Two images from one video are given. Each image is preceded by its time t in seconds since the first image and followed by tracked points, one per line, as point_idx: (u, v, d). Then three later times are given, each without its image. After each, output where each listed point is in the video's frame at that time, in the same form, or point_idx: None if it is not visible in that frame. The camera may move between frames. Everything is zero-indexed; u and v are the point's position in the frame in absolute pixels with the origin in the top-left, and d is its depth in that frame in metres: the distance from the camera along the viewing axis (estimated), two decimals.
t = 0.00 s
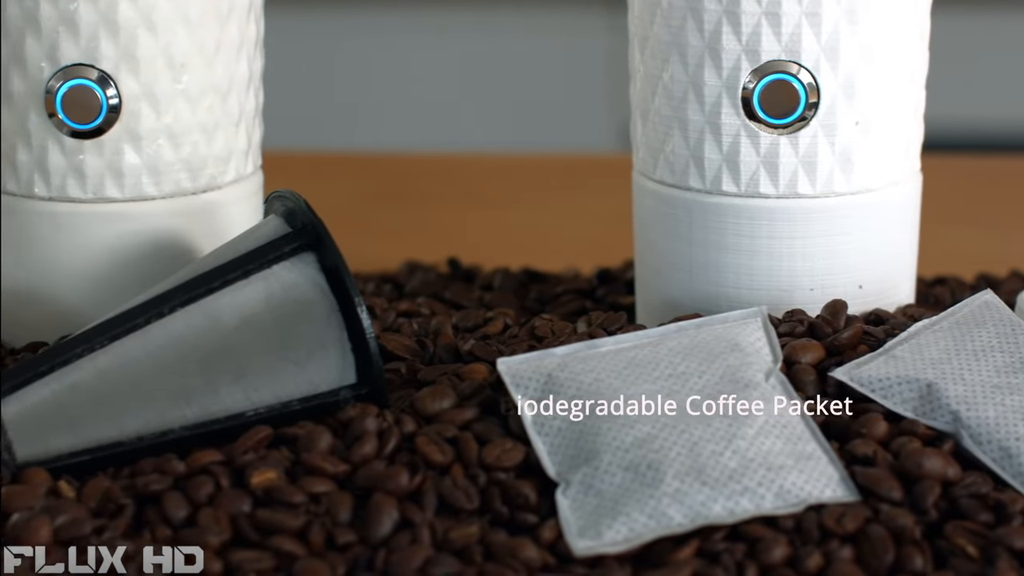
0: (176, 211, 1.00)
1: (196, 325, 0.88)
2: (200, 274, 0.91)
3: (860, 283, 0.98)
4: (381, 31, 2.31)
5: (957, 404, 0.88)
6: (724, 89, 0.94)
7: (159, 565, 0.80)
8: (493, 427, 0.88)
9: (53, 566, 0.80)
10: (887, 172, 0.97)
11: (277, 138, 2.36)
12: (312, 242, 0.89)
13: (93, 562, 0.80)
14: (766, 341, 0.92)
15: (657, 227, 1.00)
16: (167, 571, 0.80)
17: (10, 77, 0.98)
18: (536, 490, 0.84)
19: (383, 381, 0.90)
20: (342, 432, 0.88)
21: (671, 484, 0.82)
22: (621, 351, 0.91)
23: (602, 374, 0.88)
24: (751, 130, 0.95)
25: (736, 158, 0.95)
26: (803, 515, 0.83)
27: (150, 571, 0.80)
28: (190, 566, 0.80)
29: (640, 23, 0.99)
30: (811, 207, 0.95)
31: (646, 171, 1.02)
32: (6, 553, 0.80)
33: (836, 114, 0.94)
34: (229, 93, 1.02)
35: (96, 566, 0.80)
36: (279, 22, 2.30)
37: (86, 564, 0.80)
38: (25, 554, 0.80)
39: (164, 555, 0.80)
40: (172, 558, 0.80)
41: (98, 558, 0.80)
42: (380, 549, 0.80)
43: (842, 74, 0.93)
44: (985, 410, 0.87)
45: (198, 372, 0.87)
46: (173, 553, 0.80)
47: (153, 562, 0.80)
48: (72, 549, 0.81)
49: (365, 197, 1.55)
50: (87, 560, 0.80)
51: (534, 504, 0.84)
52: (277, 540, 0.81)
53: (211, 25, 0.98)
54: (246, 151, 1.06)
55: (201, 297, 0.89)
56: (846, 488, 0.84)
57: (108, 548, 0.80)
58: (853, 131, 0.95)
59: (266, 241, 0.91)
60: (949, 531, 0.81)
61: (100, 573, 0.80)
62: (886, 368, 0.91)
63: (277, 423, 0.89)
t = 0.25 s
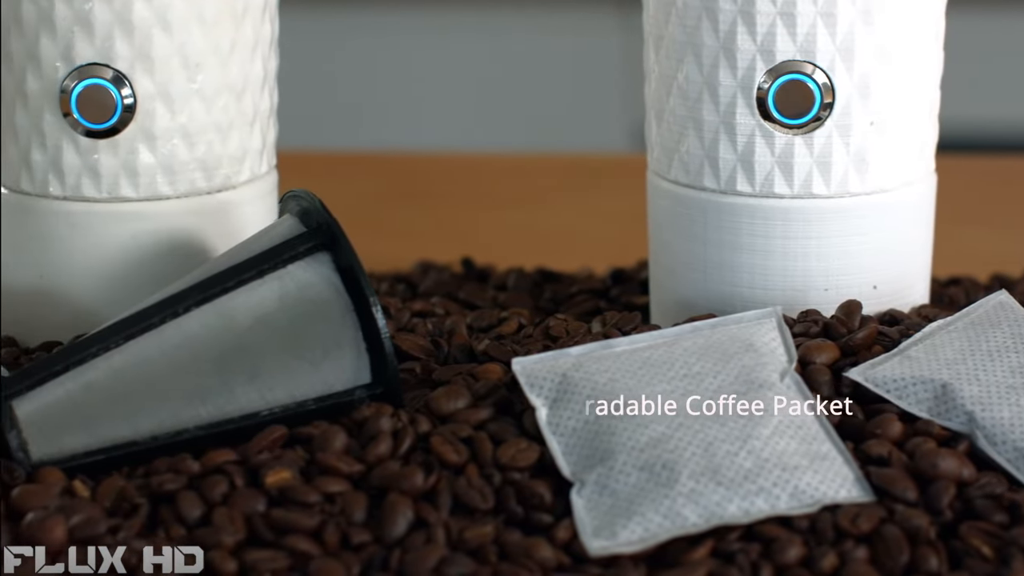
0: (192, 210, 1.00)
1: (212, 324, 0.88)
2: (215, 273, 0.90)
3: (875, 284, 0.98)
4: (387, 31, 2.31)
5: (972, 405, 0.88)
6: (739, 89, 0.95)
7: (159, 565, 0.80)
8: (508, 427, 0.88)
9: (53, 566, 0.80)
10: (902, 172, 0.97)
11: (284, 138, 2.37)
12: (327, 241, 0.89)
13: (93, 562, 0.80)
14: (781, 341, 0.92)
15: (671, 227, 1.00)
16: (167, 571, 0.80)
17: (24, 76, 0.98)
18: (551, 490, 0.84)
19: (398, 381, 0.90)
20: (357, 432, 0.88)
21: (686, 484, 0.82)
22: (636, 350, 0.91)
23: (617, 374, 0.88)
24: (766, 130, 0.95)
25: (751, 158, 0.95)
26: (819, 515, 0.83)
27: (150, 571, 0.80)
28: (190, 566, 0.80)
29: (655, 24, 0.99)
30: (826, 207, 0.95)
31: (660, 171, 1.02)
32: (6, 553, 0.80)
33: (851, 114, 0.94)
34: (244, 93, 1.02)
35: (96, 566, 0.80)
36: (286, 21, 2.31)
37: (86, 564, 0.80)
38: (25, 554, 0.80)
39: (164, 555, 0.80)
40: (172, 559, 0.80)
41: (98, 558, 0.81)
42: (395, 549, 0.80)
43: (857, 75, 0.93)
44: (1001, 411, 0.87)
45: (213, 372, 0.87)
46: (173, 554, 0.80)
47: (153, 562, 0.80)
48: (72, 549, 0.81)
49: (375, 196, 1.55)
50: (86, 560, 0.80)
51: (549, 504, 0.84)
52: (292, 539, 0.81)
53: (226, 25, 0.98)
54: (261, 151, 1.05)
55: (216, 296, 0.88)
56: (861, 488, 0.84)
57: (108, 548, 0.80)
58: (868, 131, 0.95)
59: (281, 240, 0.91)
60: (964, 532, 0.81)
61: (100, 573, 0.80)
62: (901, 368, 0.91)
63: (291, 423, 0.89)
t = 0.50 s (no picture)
0: (207, 210, 1.00)
1: (226, 324, 0.88)
2: (230, 273, 0.90)
3: (889, 284, 0.98)
4: (394, 31, 2.31)
5: (987, 405, 0.87)
6: (753, 89, 0.95)
7: (159, 565, 0.80)
8: (522, 426, 0.88)
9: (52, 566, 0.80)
10: (916, 172, 0.97)
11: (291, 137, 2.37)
12: (342, 241, 0.89)
13: (93, 562, 0.80)
14: (795, 341, 0.92)
15: (685, 227, 1.00)
16: (167, 571, 0.80)
17: (38, 74, 0.98)
18: (565, 490, 0.84)
19: (412, 380, 0.89)
20: (371, 432, 0.88)
21: (701, 484, 0.82)
22: (650, 351, 0.91)
23: (632, 374, 0.88)
24: (780, 130, 0.95)
25: (765, 158, 0.95)
26: (833, 516, 0.82)
27: (150, 571, 0.80)
28: (190, 566, 0.80)
29: (669, 24, 1.00)
30: (841, 208, 0.95)
31: (674, 171, 1.02)
32: (6, 553, 0.81)
33: (865, 114, 0.94)
34: (258, 92, 1.02)
35: (96, 566, 0.80)
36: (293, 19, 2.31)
37: (86, 564, 0.80)
38: (25, 554, 0.81)
39: (164, 555, 0.80)
40: (172, 558, 0.80)
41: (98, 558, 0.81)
42: (410, 549, 0.80)
43: (871, 75, 0.93)
44: (1015, 411, 0.87)
45: (227, 372, 0.87)
46: (173, 553, 0.80)
47: (153, 562, 0.80)
48: (72, 549, 0.80)
49: (384, 195, 1.55)
50: (86, 560, 0.80)
51: (563, 504, 0.84)
52: (306, 539, 0.81)
53: (240, 24, 0.98)
54: (275, 150, 1.05)
55: (230, 296, 0.88)
56: (875, 488, 0.84)
57: (108, 547, 0.81)
58: (882, 132, 0.95)
59: (294, 240, 0.91)
60: (978, 532, 0.81)
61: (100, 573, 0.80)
62: (915, 369, 0.91)
63: (305, 423, 0.89)
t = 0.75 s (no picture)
0: (221, 209, 1.00)
1: (240, 324, 0.88)
2: (244, 273, 0.91)
3: (903, 284, 0.98)
4: (400, 31, 2.30)
5: (1001, 406, 0.87)
6: (767, 89, 0.95)
7: (159, 565, 0.80)
8: (536, 426, 0.88)
9: (52, 565, 0.79)
10: (930, 173, 0.97)
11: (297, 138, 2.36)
12: (357, 241, 0.89)
13: (93, 562, 0.80)
14: (809, 341, 0.92)
15: (699, 227, 1.00)
16: (167, 571, 0.79)
17: (52, 73, 0.98)
18: (579, 490, 0.84)
19: (426, 380, 0.89)
20: (385, 431, 0.88)
21: (715, 484, 0.82)
22: (665, 351, 0.91)
23: (645, 374, 0.88)
24: (794, 131, 0.95)
25: (779, 158, 0.95)
26: (847, 516, 0.82)
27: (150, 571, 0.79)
28: (190, 566, 0.80)
29: (683, 24, 1.00)
30: (855, 208, 0.95)
31: (687, 172, 1.02)
32: (6, 553, 0.80)
33: (879, 114, 0.94)
34: (273, 92, 1.02)
35: (96, 566, 0.80)
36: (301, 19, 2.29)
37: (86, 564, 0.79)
38: (25, 554, 0.80)
39: (164, 555, 0.80)
40: (172, 558, 0.79)
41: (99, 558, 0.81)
42: (424, 549, 0.80)
43: (885, 75, 0.94)
44: None
45: (241, 371, 0.87)
46: (173, 554, 0.80)
47: (153, 562, 0.80)
48: (72, 549, 0.80)
49: (394, 196, 1.55)
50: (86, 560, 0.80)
51: (577, 504, 0.84)
52: (321, 539, 0.81)
53: (255, 24, 0.99)
54: (289, 150, 1.06)
55: (244, 295, 0.89)
56: (889, 489, 0.84)
57: (109, 548, 0.80)
58: (896, 132, 0.95)
59: (308, 240, 0.91)
60: (992, 533, 0.81)
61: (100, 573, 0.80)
62: (929, 369, 0.91)
63: (319, 423, 0.89)
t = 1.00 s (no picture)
0: (236, 208, 1.01)
1: (254, 323, 0.88)
2: (258, 272, 0.90)
3: (917, 285, 0.98)
4: (415, 31, 2.29)
5: (1015, 406, 0.87)
6: (782, 90, 0.95)
7: (159, 565, 0.80)
8: (550, 426, 0.88)
9: (53, 566, 0.79)
10: (945, 174, 0.97)
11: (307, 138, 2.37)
12: (372, 241, 0.89)
13: (93, 562, 0.80)
14: (824, 341, 0.91)
15: (713, 227, 1.00)
16: (167, 571, 0.79)
17: (67, 73, 0.98)
18: (594, 490, 0.84)
19: (440, 380, 0.89)
20: (400, 431, 0.88)
21: (729, 485, 0.82)
22: (679, 351, 0.91)
23: (660, 374, 0.88)
24: (809, 131, 0.95)
25: (793, 159, 0.95)
26: (861, 517, 0.82)
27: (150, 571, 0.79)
28: (190, 566, 0.79)
29: (698, 24, 1.00)
30: (870, 208, 0.95)
31: (702, 172, 1.02)
32: (7, 553, 0.80)
33: (894, 115, 0.94)
34: (287, 92, 1.02)
35: (97, 566, 0.80)
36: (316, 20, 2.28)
37: (86, 564, 0.79)
38: (26, 554, 0.80)
39: (163, 555, 0.80)
40: (172, 558, 0.79)
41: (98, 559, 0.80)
42: (438, 549, 0.80)
43: (900, 76, 0.94)
44: None
45: (256, 371, 0.87)
46: (173, 554, 0.79)
47: (153, 562, 0.80)
48: (72, 549, 0.80)
49: (405, 195, 1.54)
50: (87, 560, 0.79)
51: (592, 504, 0.84)
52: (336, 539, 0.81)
53: (269, 24, 0.99)
54: (303, 150, 1.06)
55: (259, 294, 0.88)
56: (904, 489, 0.84)
57: (109, 548, 0.80)
58: (911, 132, 0.95)
59: (323, 240, 0.91)
60: (1007, 534, 0.81)
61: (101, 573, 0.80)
62: (943, 370, 0.91)
63: (334, 422, 0.89)
